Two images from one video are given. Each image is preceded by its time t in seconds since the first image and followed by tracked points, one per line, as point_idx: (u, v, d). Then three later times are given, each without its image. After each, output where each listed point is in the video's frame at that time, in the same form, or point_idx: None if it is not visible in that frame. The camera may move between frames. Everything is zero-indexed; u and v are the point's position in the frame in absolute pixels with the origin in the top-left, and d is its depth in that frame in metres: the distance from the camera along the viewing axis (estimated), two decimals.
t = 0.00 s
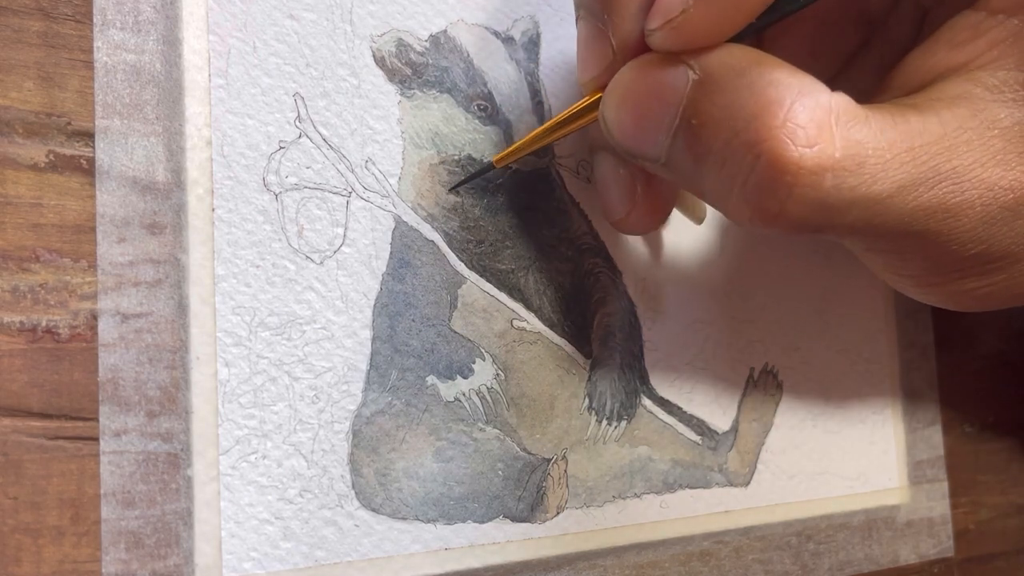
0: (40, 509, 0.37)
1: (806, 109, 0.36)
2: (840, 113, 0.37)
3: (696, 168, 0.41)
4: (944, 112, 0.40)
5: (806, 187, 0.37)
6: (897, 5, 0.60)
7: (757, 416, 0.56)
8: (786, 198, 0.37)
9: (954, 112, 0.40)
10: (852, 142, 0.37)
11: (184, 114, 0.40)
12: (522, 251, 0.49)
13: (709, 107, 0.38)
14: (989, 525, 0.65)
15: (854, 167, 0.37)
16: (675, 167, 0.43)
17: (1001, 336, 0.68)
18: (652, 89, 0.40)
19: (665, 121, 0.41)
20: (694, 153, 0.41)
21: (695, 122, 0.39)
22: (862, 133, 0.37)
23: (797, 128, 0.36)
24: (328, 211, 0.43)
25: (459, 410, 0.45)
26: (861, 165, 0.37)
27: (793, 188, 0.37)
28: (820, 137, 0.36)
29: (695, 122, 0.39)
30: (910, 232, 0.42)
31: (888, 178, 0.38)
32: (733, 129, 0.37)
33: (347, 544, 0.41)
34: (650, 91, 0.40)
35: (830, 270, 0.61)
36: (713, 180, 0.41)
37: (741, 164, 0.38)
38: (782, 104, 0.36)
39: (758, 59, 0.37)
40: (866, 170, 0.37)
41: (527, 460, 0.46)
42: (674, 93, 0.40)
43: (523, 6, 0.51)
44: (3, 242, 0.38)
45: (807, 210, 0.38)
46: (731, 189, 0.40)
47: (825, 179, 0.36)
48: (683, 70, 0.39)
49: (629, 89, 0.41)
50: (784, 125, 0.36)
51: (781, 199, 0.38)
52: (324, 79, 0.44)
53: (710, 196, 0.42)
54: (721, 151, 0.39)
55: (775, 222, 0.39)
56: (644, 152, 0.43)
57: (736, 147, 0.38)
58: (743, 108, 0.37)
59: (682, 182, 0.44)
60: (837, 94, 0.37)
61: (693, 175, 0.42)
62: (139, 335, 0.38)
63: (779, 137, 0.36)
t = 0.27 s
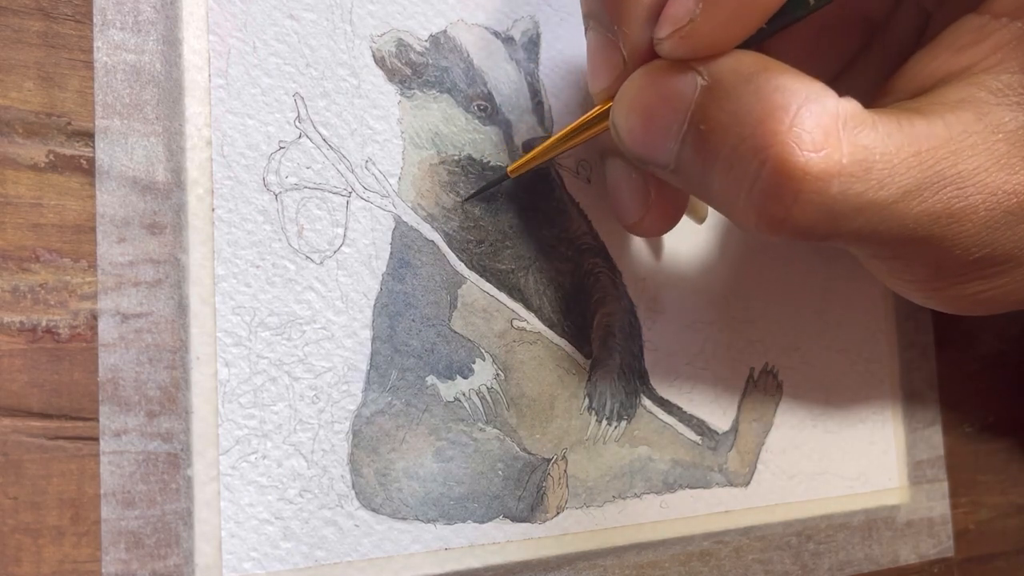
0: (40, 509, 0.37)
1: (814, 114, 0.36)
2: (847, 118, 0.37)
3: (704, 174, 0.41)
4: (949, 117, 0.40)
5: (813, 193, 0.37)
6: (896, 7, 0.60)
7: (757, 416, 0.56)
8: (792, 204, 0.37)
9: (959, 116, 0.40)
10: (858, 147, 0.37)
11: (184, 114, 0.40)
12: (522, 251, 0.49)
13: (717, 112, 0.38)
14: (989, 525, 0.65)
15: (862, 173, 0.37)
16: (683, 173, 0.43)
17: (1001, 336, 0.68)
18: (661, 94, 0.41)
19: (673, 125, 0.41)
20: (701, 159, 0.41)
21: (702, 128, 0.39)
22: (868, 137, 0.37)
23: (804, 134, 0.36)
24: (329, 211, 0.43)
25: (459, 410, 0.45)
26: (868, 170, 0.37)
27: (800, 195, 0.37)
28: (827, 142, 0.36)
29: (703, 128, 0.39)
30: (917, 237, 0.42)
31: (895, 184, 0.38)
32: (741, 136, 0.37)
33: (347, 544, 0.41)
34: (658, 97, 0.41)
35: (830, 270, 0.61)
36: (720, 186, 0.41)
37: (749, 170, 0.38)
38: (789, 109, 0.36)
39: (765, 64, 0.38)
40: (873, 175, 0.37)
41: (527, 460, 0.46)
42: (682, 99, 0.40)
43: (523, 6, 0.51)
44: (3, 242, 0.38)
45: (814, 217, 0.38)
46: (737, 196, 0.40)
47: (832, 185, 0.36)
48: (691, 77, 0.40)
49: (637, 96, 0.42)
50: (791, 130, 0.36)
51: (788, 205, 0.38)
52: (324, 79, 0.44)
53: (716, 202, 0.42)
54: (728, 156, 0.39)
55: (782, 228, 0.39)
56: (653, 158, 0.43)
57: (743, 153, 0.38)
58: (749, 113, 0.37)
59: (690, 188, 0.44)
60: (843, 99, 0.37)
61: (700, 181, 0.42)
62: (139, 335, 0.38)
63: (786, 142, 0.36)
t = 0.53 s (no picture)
0: (40, 509, 0.37)
1: (797, 124, 0.36)
2: (831, 128, 0.37)
3: (688, 181, 0.41)
4: (939, 124, 0.40)
5: (797, 202, 0.37)
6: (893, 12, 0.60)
7: (757, 416, 0.56)
8: (777, 212, 0.38)
9: (948, 123, 0.40)
10: (843, 156, 0.37)
11: (184, 114, 0.40)
12: (522, 251, 0.49)
13: (700, 121, 0.38)
14: (989, 525, 0.65)
15: (846, 181, 0.37)
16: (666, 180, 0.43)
17: (1002, 336, 0.68)
18: (643, 103, 0.40)
19: (656, 134, 0.40)
20: (685, 168, 0.41)
21: (686, 137, 0.39)
22: (854, 146, 0.37)
23: (788, 144, 0.36)
24: (328, 211, 0.43)
25: (459, 410, 0.45)
26: (853, 179, 0.37)
27: (784, 204, 0.37)
28: (811, 152, 0.36)
29: (687, 138, 0.39)
30: (905, 244, 0.42)
31: (881, 192, 0.38)
32: (724, 145, 0.37)
33: (347, 544, 0.41)
34: (641, 106, 0.40)
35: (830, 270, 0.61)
36: (704, 194, 0.41)
37: (733, 180, 0.38)
38: (773, 119, 0.36)
39: (748, 73, 0.37)
40: (859, 184, 0.37)
41: (527, 460, 0.46)
42: (664, 107, 0.40)
43: (523, 6, 0.51)
44: (3, 242, 0.38)
45: (798, 224, 0.38)
46: (722, 204, 0.40)
47: (817, 194, 0.36)
48: (674, 86, 0.39)
49: (619, 104, 0.41)
50: (775, 140, 0.36)
51: (773, 213, 0.38)
52: (324, 79, 0.44)
53: (701, 209, 0.42)
54: (712, 165, 0.39)
55: (767, 236, 0.39)
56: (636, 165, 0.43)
57: (728, 162, 0.38)
58: (733, 122, 0.37)
59: (674, 195, 0.44)
60: (828, 107, 0.37)
61: (685, 189, 0.42)
62: (139, 335, 0.38)
63: (770, 152, 0.36)
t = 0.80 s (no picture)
0: (40, 509, 0.37)
1: (798, 137, 0.36)
2: (831, 140, 0.37)
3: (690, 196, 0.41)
4: (941, 135, 0.40)
5: (800, 215, 0.37)
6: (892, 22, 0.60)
7: (757, 416, 0.56)
8: (779, 227, 0.37)
9: (950, 133, 0.40)
10: (845, 169, 0.37)
11: (184, 114, 0.40)
12: (522, 251, 0.49)
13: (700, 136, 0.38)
14: (989, 525, 0.65)
15: (848, 194, 0.37)
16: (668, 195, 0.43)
17: (1002, 336, 0.68)
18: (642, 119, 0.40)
19: (656, 151, 0.41)
20: (686, 183, 0.41)
21: (686, 152, 0.39)
22: (855, 159, 0.37)
23: (789, 157, 0.36)
24: (328, 211, 0.43)
25: (459, 410, 0.45)
26: (855, 191, 0.37)
27: (786, 218, 0.37)
28: (813, 165, 0.36)
29: (687, 153, 0.39)
30: (909, 255, 0.42)
31: (884, 204, 0.38)
32: (725, 160, 0.37)
33: (347, 544, 0.41)
34: (640, 122, 0.40)
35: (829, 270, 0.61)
36: (706, 208, 0.41)
37: (734, 194, 0.38)
38: (773, 133, 0.36)
39: (747, 88, 0.37)
40: (862, 197, 0.37)
41: (527, 460, 0.46)
42: (664, 124, 0.40)
43: (523, 6, 0.51)
44: (3, 242, 0.38)
45: (801, 238, 0.38)
46: (724, 218, 0.40)
47: (819, 208, 0.36)
48: (672, 102, 0.40)
49: (618, 121, 0.41)
50: (776, 154, 0.36)
51: (775, 227, 0.38)
52: (324, 79, 0.44)
53: (703, 224, 0.42)
54: (713, 180, 0.39)
55: (771, 250, 0.39)
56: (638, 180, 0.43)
57: (729, 177, 0.37)
58: (734, 137, 0.37)
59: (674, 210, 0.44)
60: (828, 120, 0.37)
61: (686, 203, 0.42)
62: (139, 335, 0.38)
63: (770, 166, 0.36)
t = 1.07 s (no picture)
0: (40, 509, 0.37)
1: (809, 118, 0.36)
2: (842, 122, 0.36)
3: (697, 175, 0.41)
4: (948, 122, 0.40)
5: (808, 196, 0.37)
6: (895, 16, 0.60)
7: (757, 416, 0.56)
8: (787, 206, 0.37)
9: (957, 122, 0.40)
10: (853, 151, 0.37)
11: (184, 114, 0.40)
12: (522, 251, 0.49)
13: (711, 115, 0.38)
14: (989, 525, 0.65)
15: (856, 176, 0.37)
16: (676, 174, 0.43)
17: (1002, 336, 0.68)
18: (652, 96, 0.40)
19: (667, 128, 0.40)
20: (695, 162, 0.41)
21: (696, 130, 0.39)
22: (864, 142, 0.37)
23: (799, 137, 0.36)
24: (328, 211, 0.43)
25: (459, 410, 0.45)
26: (863, 174, 0.37)
27: (794, 198, 0.37)
28: (822, 145, 0.36)
29: (697, 130, 0.39)
30: (914, 242, 0.42)
31: (890, 188, 0.38)
32: (735, 138, 0.37)
33: (347, 544, 0.41)
34: (651, 99, 0.40)
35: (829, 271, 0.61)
36: (714, 187, 0.41)
37: (743, 173, 0.38)
38: (784, 113, 0.36)
39: (759, 67, 0.37)
40: (869, 180, 0.37)
41: (527, 460, 0.46)
42: (674, 101, 0.40)
43: (523, 6, 0.51)
44: (3, 242, 0.38)
45: (807, 219, 0.38)
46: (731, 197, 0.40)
47: (827, 188, 0.36)
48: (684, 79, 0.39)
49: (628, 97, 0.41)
50: (786, 134, 0.36)
51: (782, 207, 0.38)
52: (324, 79, 0.44)
53: (710, 203, 0.42)
54: (722, 158, 0.38)
55: (778, 230, 0.39)
56: (646, 158, 0.43)
57: (739, 156, 0.37)
58: (744, 116, 0.37)
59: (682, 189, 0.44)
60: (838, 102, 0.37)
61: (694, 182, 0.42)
62: (139, 335, 0.38)
63: (781, 146, 0.36)
